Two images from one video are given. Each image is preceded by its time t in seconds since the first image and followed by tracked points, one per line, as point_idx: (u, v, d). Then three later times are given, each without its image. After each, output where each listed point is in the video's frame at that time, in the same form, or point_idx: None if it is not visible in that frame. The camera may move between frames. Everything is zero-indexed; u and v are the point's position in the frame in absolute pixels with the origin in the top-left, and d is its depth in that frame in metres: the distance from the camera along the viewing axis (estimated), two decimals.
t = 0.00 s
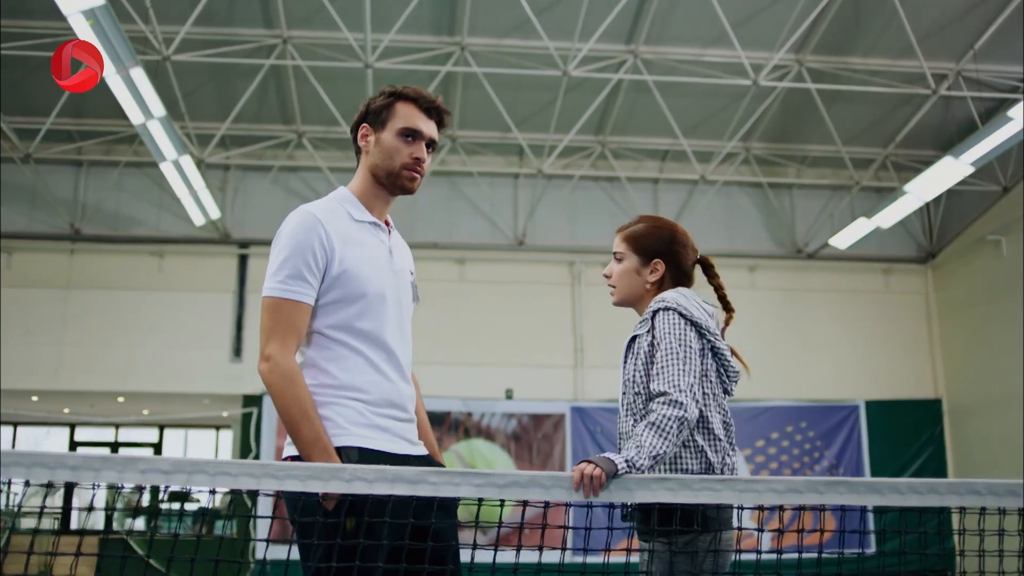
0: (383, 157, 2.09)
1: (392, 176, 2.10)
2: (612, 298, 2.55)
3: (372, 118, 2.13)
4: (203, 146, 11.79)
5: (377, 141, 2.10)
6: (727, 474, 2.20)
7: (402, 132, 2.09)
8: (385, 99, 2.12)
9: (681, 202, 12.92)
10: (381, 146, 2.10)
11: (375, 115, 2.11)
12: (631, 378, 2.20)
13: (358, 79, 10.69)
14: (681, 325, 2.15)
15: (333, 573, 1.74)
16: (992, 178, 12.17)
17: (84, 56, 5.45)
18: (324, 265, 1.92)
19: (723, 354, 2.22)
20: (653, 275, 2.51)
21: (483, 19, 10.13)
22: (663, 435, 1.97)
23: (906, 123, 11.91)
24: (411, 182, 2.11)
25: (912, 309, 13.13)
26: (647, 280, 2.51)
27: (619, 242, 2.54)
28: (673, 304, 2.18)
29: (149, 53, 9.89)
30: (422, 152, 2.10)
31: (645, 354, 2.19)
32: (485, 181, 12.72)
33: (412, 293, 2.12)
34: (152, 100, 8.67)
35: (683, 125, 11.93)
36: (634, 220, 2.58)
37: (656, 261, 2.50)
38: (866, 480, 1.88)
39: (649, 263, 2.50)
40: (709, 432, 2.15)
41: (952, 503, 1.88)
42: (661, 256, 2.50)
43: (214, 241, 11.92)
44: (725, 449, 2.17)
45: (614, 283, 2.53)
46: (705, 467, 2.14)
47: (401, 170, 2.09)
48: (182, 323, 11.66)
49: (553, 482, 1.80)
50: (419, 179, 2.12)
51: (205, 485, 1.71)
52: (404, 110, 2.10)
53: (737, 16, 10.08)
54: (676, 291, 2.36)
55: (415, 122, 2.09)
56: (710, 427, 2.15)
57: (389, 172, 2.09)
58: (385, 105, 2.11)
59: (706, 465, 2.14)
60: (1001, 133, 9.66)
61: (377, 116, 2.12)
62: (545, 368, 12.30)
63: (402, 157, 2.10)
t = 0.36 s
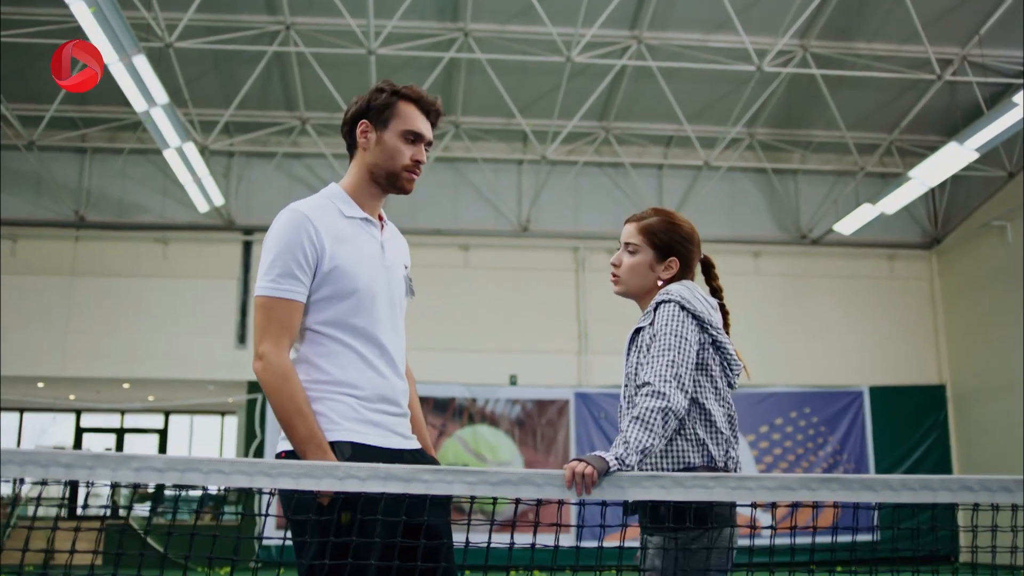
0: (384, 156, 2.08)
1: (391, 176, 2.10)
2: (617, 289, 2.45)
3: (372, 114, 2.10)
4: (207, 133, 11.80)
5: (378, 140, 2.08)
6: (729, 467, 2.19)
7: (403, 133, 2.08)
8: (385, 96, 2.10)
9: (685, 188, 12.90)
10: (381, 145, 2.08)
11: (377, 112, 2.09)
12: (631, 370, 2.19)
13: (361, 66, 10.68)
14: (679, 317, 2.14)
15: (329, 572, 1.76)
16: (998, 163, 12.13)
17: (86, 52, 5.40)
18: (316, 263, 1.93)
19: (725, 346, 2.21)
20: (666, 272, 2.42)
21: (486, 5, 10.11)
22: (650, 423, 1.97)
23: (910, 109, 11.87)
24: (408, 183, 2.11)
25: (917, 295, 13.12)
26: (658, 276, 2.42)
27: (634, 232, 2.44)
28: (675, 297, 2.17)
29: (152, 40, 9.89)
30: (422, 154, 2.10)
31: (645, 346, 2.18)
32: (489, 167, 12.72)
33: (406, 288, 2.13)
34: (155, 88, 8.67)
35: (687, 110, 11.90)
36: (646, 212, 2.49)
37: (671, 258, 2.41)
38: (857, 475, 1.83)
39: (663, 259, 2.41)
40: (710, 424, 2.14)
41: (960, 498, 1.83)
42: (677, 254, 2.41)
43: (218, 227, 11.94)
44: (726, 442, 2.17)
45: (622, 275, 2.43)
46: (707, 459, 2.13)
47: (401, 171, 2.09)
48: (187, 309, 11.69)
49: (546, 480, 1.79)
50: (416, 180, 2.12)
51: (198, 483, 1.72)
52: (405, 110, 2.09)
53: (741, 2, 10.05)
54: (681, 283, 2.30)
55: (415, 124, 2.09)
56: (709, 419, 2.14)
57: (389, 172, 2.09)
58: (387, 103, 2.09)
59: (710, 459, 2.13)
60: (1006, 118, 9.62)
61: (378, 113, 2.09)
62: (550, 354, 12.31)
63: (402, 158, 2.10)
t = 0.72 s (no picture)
0: (385, 157, 2.08)
1: (391, 177, 2.10)
2: (637, 277, 2.30)
3: (375, 113, 2.09)
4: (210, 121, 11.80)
5: (379, 140, 2.07)
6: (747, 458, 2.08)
7: (406, 135, 2.08)
8: (388, 97, 2.09)
9: (689, 175, 12.88)
10: (382, 145, 2.08)
11: (380, 112, 2.08)
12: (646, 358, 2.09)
13: (364, 53, 10.68)
14: (693, 308, 2.01)
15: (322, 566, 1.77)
16: (1003, 150, 12.10)
17: (83, 54, 5.50)
18: (309, 259, 1.93)
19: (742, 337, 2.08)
20: (685, 261, 2.24)
21: None
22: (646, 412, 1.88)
23: (914, 95, 11.83)
24: (407, 184, 2.11)
25: (921, 281, 13.10)
26: (677, 265, 2.25)
27: (652, 221, 2.26)
28: (691, 286, 2.04)
29: (154, 28, 9.88)
30: (422, 156, 2.11)
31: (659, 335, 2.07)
32: (493, 154, 12.71)
33: (399, 283, 2.14)
34: (157, 76, 8.66)
35: (691, 97, 11.89)
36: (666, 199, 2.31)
37: (690, 247, 2.24)
38: (846, 469, 1.81)
39: (681, 248, 2.24)
40: (727, 417, 2.04)
41: (954, 493, 1.82)
42: (697, 242, 2.24)
43: (222, 215, 11.96)
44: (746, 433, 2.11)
45: (640, 264, 2.28)
46: (722, 449, 2.02)
47: (401, 173, 2.09)
48: (191, 297, 11.70)
49: (536, 472, 1.79)
50: (415, 181, 2.12)
51: (192, 477, 1.72)
52: (408, 111, 2.08)
53: None
54: (699, 273, 2.15)
55: (417, 126, 2.08)
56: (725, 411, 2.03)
57: (389, 173, 2.09)
58: (391, 103, 2.08)
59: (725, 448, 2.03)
60: (1010, 104, 9.58)
61: (381, 114, 2.08)
62: (554, 341, 12.32)
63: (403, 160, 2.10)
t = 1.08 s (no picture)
0: (392, 155, 2.08)
1: (398, 174, 2.10)
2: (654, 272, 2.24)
3: (382, 111, 2.09)
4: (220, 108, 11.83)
5: (386, 137, 2.08)
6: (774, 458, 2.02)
7: (412, 133, 2.08)
8: (395, 94, 2.09)
9: (699, 159, 12.85)
10: (390, 143, 2.08)
11: (386, 108, 2.08)
12: (679, 360, 1.98)
13: (373, 39, 10.68)
14: (737, 310, 1.94)
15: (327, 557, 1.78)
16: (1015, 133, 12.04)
17: (84, 47, 5.67)
18: (316, 257, 1.95)
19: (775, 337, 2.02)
20: (702, 257, 2.17)
21: None
22: (722, 418, 1.79)
23: (926, 78, 11.77)
24: (413, 181, 2.11)
25: (932, 266, 13.05)
26: (694, 261, 2.18)
27: (670, 217, 2.19)
28: (727, 287, 1.97)
29: (164, 16, 9.90)
30: (429, 153, 2.11)
31: (694, 338, 1.98)
32: (503, 140, 12.70)
33: (404, 279, 2.15)
34: (167, 64, 8.68)
35: (701, 81, 11.85)
36: (686, 194, 2.23)
37: (707, 243, 2.16)
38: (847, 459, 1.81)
39: (699, 244, 2.17)
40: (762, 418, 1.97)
41: (951, 484, 1.83)
42: (716, 239, 2.16)
43: (233, 202, 11.99)
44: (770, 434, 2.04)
45: (657, 259, 2.22)
46: (757, 449, 1.95)
47: (407, 170, 2.09)
48: (203, 284, 11.74)
49: (536, 463, 1.79)
50: (422, 179, 2.12)
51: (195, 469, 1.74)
52: (415, 108, 2.09)
53: None
54: (719, 270, 2.07)
55: (424, 124, 2.08)
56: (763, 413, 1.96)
57: (396, 170, 2.09)
58: (398, 101, 2.08)
59: (758, 448, 1.95)
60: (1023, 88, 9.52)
61: (388, 111, 2.08)
62: (564, 327, 12.33)
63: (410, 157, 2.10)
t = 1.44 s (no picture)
0: (402, 153, 2.07)
1: (409, 172, 2.09)
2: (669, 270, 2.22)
3: (393, 108, 2.07)
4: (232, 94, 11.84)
5: (397, 135, 2.06)
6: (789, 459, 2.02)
7: (423, 130, 2.06)
8: (406, 92, 2.07)
9: (712, 143, 12.81)
10: (401, 141, 2.07)
11: (397, 106, 2.06)
12: (694, 364, 2.00)
13: (384, 25, 10.67)
14: (752, 318, 1.94)
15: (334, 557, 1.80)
16: None
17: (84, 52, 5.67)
18: (328, 254, 1.95)
19: (792, 341, 2.01)
20: (717, 252, 2.15)
21: None
22: (729, 434, 1.79)
23: (941, 61, 11.68)
24: (424, 179, 2.10)
25: (946, 250, 13.00)
26: (709, 257, 2.16)
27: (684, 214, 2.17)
28: (745, 293, 1.96)
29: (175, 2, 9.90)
30: (440, 151, 2.09)
31: (709, 343, 1.98)
32: (515, 124, 12.68)
33: (414, 276, 2.16)
34: (179, 51, 8.70)
35: (714, 65, 11.81)
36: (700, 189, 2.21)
37: (721, 239, 2.13)
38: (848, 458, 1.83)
39: (712, 240, 2.14)
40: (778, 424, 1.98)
41: (952, 483, 1.85)
42: (729, 234, 2.14)
43: (245, 188, 12.02)
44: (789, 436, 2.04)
45: (672, 257, 2.19)
46: (772, 453, 1.96)
47: (418, 168, 2.08)
48: (216, 270, 11.78)
49: (539, 463, 1.81)
50: (432, 176, 2.11)
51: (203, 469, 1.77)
52: (426, 106, 2.07)
53: None
54: (736, 273, 2.06)
55: (435, 122, 2.07)
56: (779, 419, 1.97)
57: (406, 168, 2.08)
58: (408, 99, 2.06)
59: (772, 450, 1.96)
60: None
61: (399, 109, 2.06)
62: (576, 312, 12.33)
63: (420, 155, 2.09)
